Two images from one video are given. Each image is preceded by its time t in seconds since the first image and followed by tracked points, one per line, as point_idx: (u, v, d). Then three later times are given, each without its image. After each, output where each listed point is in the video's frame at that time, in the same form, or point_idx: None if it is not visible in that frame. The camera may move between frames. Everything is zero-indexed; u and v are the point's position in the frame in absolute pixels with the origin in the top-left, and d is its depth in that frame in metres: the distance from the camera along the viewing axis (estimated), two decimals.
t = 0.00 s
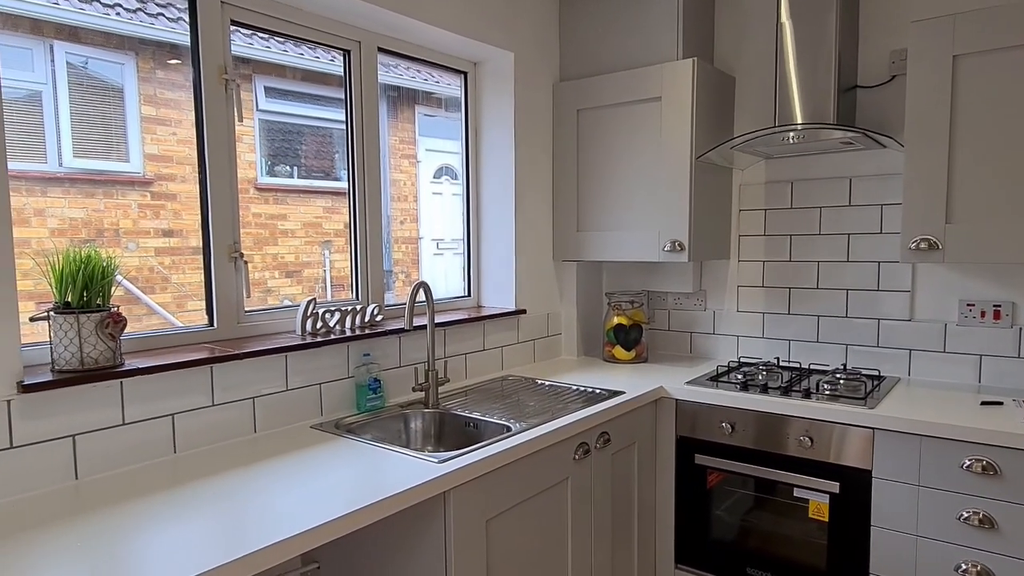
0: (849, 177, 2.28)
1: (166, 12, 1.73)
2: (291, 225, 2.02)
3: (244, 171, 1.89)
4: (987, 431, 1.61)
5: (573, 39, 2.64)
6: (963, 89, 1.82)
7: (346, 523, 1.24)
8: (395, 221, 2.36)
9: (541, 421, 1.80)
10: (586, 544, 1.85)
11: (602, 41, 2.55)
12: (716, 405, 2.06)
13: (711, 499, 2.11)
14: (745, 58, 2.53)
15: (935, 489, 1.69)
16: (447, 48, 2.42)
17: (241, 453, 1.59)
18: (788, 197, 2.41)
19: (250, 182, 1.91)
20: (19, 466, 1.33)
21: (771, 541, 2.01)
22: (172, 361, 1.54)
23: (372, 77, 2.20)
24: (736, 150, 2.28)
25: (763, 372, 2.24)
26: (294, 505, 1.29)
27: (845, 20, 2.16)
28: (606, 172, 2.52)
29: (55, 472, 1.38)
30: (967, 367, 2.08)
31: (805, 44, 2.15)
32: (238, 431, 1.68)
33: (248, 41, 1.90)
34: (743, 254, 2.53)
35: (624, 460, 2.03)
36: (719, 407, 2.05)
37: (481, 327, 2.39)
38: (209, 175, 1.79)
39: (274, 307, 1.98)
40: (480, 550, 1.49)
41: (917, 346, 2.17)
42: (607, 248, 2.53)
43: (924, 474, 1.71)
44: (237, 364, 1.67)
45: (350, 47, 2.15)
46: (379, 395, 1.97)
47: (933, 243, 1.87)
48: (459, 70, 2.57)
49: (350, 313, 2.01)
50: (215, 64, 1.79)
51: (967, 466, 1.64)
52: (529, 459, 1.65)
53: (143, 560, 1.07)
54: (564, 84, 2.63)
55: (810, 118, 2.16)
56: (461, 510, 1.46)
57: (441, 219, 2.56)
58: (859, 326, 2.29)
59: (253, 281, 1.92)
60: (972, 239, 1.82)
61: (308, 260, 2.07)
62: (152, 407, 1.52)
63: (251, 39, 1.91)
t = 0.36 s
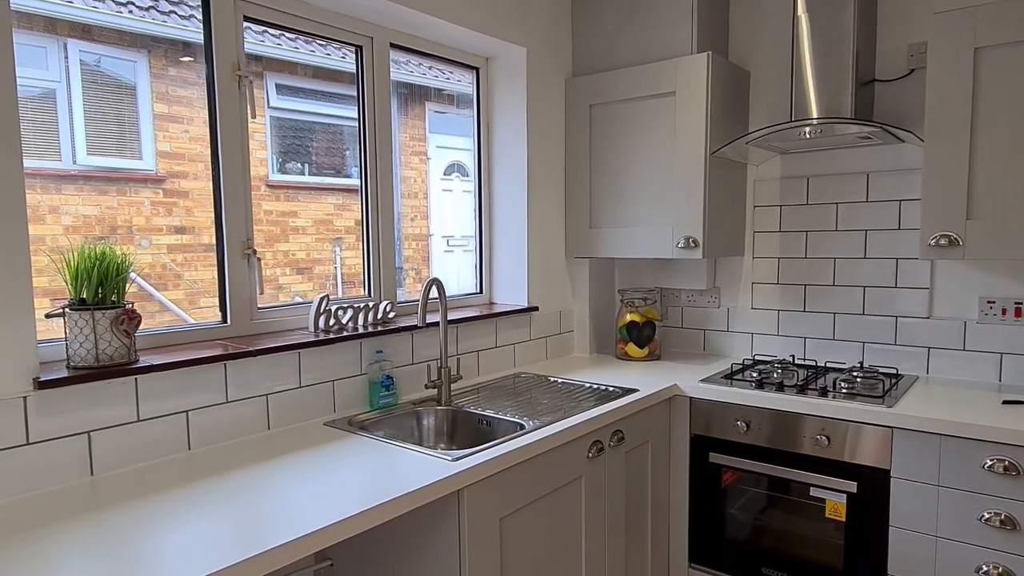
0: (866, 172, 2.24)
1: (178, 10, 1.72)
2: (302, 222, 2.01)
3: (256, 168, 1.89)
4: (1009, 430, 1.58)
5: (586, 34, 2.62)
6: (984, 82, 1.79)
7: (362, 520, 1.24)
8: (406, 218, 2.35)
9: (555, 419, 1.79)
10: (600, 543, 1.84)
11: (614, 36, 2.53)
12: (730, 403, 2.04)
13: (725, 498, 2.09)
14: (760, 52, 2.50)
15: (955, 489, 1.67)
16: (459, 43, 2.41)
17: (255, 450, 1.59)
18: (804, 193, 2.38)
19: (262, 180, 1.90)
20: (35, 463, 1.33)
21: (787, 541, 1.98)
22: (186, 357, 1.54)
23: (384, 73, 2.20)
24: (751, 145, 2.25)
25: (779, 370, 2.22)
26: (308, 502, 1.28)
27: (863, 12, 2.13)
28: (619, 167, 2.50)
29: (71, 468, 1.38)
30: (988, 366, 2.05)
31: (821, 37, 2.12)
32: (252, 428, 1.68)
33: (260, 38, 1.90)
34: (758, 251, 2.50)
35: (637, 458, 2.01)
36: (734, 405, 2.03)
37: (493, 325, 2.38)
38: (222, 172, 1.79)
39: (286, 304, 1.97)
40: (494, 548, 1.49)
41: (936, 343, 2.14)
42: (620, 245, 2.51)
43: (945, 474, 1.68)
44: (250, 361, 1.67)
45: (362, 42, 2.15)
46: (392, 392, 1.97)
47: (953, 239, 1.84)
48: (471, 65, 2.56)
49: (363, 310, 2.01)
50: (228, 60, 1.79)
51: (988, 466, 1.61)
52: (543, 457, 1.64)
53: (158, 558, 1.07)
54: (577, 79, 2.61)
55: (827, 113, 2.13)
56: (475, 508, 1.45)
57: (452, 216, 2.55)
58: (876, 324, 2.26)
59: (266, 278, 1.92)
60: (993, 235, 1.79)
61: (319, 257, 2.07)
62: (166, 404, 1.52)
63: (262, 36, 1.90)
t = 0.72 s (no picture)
0: (885, 161, 2.18)
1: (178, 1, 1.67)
2: (305, 216, 1.96)
3: (259, 161, 1.84)
4: None
5: (595, 21, 2.55)
6: (1012, 67, 1.73)
7: (374, 523, 1.19)
8: (410, 211, 2.30)
9: (567, 416, 1.74)
10: (613, 543, 1.79)
11: (625, 23, 2.47)
12: (746, 398, 1.99)
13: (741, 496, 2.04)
14: (774, 39, 2.43)
15: (982, 488, 1.62)
16: (466, 31, 2.36)
17: (261, 448, 1.55)
18: (819, 183, 2.32)
19: (265, 173, 1.85)
20: (35, 465, 1.29)
21: (805, 541, 1.94)
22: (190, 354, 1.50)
23: (390, 63, 2.14)
24: (766, 134, 2.19)
25: (795, 365, 2.17)
26: (318, 503, 1.24)
27: None
28: (630, 158, 2.44)
29: (73, 470, 1.34)
30: (1012, 360, 1.99)
31: (840, 22, 2.05)
32: (257, 426, 1.64)
33: (261, 30, 1.84)
34: (772, 243, 2.45)
35: (651, 456, 1.97)
36: (750, 400, 1.98)
37: (502, 319, 2.33)
38: (225, 164, 1.74)
39: (290, 299, 1.92)
40: (507, 550, 1.44)
41: (957, 337, 2.09)
42: (631, 237, 2.45)
43: (971, 472, 1.63)
44: (255, 357, 1.63)
45: (366, 30, 2.09)
46: (400, 389, 1.92)
47: (978, 229, 1.78)
48: (478, 54, 2.50)
49: (369, 305, 1.96)
50: (230, 48, 1.74)
51: (1016, 464, 1.56)
52: (556, 455, 1.59)
53: (163, 562, 1.02)
54: (586, 67, 2.55)
55: (846, 100, 2.07)
56: (488, 509, 1.41)
57: (456, 209, 2.50)
58: (895, 317, 2.20)
59: (270, 272, 1.88)
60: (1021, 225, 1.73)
61: (323, 252, 2.02)
62: (170, 403, 1.48)
63: (263, 28, 1.85)
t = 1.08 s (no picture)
0: (846, 154, 2.19)
1: None
2: (254, 214, 1.84)
3: (203, 158, 1.71)
4: (1006, 417, 1.54)
5: (555, 11, 2.49)
6: (971, 59, 1.74)
7: (340, 543, 1.11)
8: (363, 209, 2.17)
9: (538, 419, 1.68)
10: (587, 547, 1.74)
11: (586, 13, 2.41)
12: (716, 394, 1.96)
13: (712, 493, 2.02)
14: (734, 31, 2.42)
15: (950, 478, 1.63)
16: (422, 20, 2.27)
17: (212, 465, 1.44)
18: (781, 176, 2.32)
19: (210, 170, 1.73)
20: None
21: (778, 536, 1.93)
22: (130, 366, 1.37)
23: (342, 52, 2.04)
24: (730, 127, 2.17)
25: (761, 359, 2.16)
26: (278, 525, 1.14)
27: None
28: (593, 152, 2.40)
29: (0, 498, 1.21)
30: (971, 349, 2.03)
31: (802, 14, 2.05)
32: (208, 441, 1.52)
33: (202, 21, 1.71)
34: (736, 237, 2.44)
35: (622, 456, 1.92)
36: (720, 396, 1.96)
37: (466, 319, 2.25)
38: (167, 159, 1.61)
39: (240, 302, 1.80)
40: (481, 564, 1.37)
41: (918, 328, 2.11)
42: (596, 233, 2.41)
43: (939, 463, 1.64)
44: (204, 367, 1.51)
45: (317, 18, 1.98)
46: (361, 395, 1.82)
47: (940, 221, 1.80)
48: (435, 44, 2.42)
49: (326, 307, 1.86)
50: (169, 34, 1.61)
51: (983, 454, 1.58)
52: (529, 462, 1.53)
53: None
54: (546, 59, 2.49)
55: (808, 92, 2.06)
56: (460, 522, 1.33)
57: (412, 206, 2.39)
58: (858, 309, 2.21)
59: (218, 273, 1.75)
60: (982, 217, 1.75)
61: (273, 251, 1.89)
62: (110, 419, 1.35)
63: (205, 18, 1.72)
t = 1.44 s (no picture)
0: (794, 145, 2.21)
1: None
2: (182, 209, 1.68)
3: (122, 149, 1.54)
4: (959, 402, 1.57)
5: None
6: (918, 51, 1.77)
7: (296, 568, 1.00)
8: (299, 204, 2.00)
9: (500, 420, 1.61)
10: (551, 549, 1.69)
11: None
12: (675, 388, 1.94)
13: (673, 487, 2.00)
14: (684, 20, 2.41)
15: (906, 464, 1.65)
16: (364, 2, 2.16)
17: (145, 483, 1.30)
18: (732, 167, 2.33)
19: (132, 162, 1.56)
20: None
21: (739, 527, 1.93)
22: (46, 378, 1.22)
23: (279, 33, 1.89)
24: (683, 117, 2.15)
25: (717, 351, 2.16)
26: (224, 548, 1.03)
27: None
28: (545, 142, 2.33)
29: None
30: (916, 335, 2.08)
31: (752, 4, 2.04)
32: (138, 457, 1.38)
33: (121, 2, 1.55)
34: (688, 228, 2.43)
35: (583, 454, 1.87)
36: (679, 389, 1.94)
37: (417, 316, 2.16)
38: (83, 147, 1.44)
39: (167, 304, 1.64)
40: None
41: (865, 316, 2.15)
42: (549, 225, 2.35)
43: (895, 449, 1.66)
44: (132, 376, 1.36)
45: None
46: (309, 400, 1.70)
47: (890, 210, 1.83)
48: (378, 27, 2.31)
49: (268, 307, 1.72)
50: (82, 6, 1.44)
51: (937, 439, 1.61)
52: (492, 465, 1.46)
53: None
54: (495, 45, 2.41)
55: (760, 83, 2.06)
56: (423, 533, 1.25)
57: (351, 201, 2.24)
58: (808, 298, 2.24)
59: (144, 272, 1.59)
60: (930, 206, 1.79)
61: (204, 248, 1.74)
62: (23, 438, 1.20)
63: None
